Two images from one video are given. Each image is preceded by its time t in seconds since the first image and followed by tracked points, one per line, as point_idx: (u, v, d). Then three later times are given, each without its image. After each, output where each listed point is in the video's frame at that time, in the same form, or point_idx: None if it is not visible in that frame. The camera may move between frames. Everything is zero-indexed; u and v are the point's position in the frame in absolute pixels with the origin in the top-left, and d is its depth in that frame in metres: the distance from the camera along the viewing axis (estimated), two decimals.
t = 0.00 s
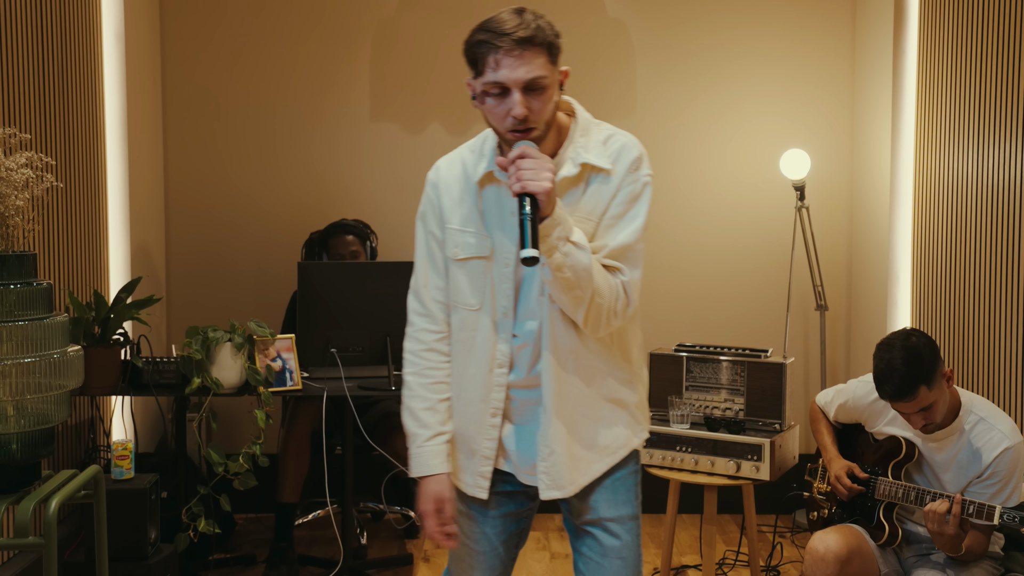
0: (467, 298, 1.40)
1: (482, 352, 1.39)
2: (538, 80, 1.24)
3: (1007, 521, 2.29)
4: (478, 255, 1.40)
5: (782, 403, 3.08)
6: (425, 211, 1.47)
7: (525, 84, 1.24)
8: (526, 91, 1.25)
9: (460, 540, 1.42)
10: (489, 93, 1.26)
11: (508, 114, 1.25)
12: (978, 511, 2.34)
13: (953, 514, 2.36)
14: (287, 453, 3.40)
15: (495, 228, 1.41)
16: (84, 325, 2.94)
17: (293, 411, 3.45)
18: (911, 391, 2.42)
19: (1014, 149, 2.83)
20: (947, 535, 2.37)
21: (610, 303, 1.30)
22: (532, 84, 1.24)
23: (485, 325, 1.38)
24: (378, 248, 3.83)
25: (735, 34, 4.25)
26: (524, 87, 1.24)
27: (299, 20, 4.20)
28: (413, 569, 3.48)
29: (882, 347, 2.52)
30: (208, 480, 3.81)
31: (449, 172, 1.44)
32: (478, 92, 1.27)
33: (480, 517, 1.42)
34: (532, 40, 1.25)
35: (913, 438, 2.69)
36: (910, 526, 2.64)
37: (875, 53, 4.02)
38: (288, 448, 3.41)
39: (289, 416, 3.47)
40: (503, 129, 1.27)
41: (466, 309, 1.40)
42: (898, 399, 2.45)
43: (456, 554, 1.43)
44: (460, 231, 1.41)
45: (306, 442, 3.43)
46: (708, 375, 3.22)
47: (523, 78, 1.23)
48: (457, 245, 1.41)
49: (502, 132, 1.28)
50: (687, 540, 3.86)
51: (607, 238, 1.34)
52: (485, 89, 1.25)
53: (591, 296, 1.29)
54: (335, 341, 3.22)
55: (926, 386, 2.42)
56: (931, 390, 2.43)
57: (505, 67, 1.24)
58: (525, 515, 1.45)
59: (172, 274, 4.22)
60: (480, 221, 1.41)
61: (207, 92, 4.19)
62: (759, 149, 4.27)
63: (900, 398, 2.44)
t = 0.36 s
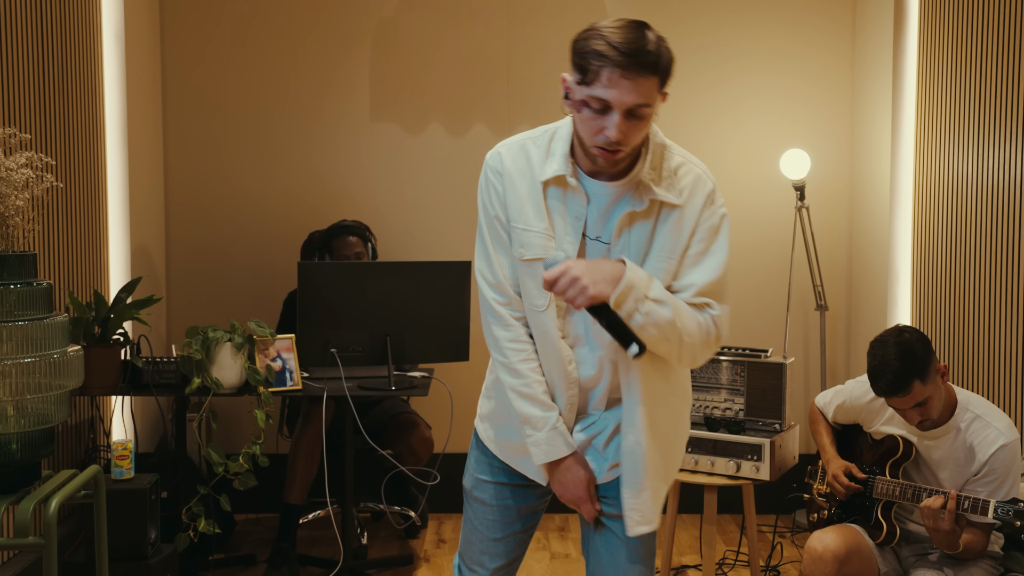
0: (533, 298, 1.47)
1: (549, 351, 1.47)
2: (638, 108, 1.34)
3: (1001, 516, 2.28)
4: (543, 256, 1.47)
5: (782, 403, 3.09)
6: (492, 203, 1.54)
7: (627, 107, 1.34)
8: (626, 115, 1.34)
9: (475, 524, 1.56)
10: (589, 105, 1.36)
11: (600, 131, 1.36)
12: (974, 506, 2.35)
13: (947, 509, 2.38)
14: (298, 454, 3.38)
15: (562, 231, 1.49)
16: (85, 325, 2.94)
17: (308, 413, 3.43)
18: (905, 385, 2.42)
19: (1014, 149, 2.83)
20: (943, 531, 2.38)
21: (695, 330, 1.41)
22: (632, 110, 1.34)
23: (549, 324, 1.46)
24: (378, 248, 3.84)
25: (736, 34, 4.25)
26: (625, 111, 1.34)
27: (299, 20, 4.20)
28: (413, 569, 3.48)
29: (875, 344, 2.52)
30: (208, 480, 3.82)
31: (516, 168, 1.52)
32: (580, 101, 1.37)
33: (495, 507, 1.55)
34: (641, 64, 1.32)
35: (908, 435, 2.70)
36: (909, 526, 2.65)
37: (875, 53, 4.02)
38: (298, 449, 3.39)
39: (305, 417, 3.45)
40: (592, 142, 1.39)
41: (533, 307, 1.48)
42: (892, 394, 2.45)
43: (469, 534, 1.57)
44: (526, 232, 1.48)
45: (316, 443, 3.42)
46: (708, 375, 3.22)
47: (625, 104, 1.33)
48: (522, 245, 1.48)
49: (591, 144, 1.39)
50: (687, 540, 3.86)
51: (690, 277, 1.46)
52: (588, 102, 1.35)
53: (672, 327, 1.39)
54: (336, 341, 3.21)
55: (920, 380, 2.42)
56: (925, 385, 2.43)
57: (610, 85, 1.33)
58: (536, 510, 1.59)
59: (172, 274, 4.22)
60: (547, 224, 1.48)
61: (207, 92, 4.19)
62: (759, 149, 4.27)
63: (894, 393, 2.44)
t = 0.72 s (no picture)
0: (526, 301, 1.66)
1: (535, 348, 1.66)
2: (712, 153, 1.51)
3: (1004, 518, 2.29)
4: (547, 264, 1.63)
5: (782, 403, 3.08)
6: (504, 198, 1.65)
7: (704, 152, 1.50)
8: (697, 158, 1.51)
9: (456, 513, 1.74)
10: (667, 139, 1.50)
11: (669, 165, 1.52)
12: (977, 509, 2.35)
13: (950, 513, 2.37)
14: (283, 454, 3.39)
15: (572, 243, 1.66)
16: (85, 325, 2.93)
17: (286, 411, 3.47)
18: (906, 390, 2.42)
19: (1014, 149, 2.83)
20: (944, 532, 2.38)
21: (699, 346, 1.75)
22: (705, 154, 1.51)
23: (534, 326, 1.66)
24: (379, 248, 3.84)
25: (735, 33, 4.25)
26: (699, 154, 1.50)
27: (299, 20, 4.20)
28: (413, 569, 3.48)
29: (875, 349, 2.52)
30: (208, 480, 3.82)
31: (534, 172, 1.64)
32: (661, 131, 1.51)
33: (474, 496, 1.74)
34: (729, 116, 1.48)
35: (911, 437, 2.70)
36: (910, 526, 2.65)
37: (875, 52, 4.02)
38: (283, 448, 3.40)
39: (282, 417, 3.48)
40: (655, 172, 1.54)
41: (522, 309, 1.66)
42: (893, 398, 2.45)
43: (450, 523, 1.74)
44: (538, 237, 1.63)
45: (301, 441, 3.43)
46: (708, 375, 3.22)
47: (704, 147, 1.49)
48: (531, 249, 1.63)
49: (652, 171, 1.55)
50: (687, 540, 3.87)
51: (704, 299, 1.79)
52: (669, 135, 1.50)
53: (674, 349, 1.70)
54: (336, 341, 3.22)
55: (921, 384, 2.43)
56: (926, 388, 2.44)
57: (694, 129, 1.48)
58: (511, 498, 1.77)
59: (172, 273, 4.22)
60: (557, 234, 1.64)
61: (207, 92, 4.19)
62: (759, 149, 4.27)
63: (894, 397, 2.45)
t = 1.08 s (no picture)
0: (488, 304, 1.54)
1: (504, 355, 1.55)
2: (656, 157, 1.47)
3: (1009, 526, 2.27)
4: (503, 264, 1.53)
5: (782, 403, 3.08)
6: (450, 208, 1.54)
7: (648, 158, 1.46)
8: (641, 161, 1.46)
9: (421, 532, 1.61)
10: (617, 145, 1.44)
11: (616, 169, 1.46)
12: (981, 516, 2.33)
13: (954, 518, 2.35)
14: (287, 453, 3.39)
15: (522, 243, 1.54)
16: (84, 325, 2.93)
17: (293, 412, 3.46)
18: (889, 409, 2.45)
19: (1013, 152, 2.83)
20: (950, 540, 2.36)
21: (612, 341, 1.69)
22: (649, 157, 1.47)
23: (502, 330, 1.54)
24: (378, 248, 3.84)
25: (735, 34, 4.25)
26: (646, 158, 1.46)
27: (299, 20, 4.20)
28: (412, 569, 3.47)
29: (890, 353, 2.50)
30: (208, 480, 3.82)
31: (472, 177, 1.55)
32: (611, 137, 1.44)
33: (437, 511, 1.61)
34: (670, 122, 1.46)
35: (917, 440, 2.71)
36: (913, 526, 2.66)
37: (875, 53, 4.02)
38: (288, 448, 3.40)
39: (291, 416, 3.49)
40: (601, 176, 1.47)
41: (484, 315, 1.54)
42: (878, 408, 2.48)
43: (416, 544, 1.62)
44: (487, 240, 1.53)
45: (306, 443, 3.43)
46: (708, 375, 3.22)
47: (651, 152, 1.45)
48: (481, 253, 1.53)
49: (597, 176, 1.47)
50: (687, 540, 3.86)
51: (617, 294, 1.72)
52: (619, 140, 1.43)
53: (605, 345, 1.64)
54: (335, 341, 3.21)
55: (908, 409, 2.43)
56: (911, 413, 2.44)
57: (644, 134, 1.43)
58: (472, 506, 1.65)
59: (172, 273, 4.22)
60: (506, 233, 1.54)
61: (207, 92, 4.19)
62: (760, 149, 4.27)
63: (879, 408, 2.47)
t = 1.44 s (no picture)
0: (402, 302, 1.61)
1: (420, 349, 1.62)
2: (514, 111, 1.55)
3: (1011, 526, 2.27)
4: (412, 262, 1.61)
5: (782, 403, 3.08)
6: (350, 222, 1.59)
7: (507, 114, 1.54)
8: (501, 120, 1.53)
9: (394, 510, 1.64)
10: (471, 111, 1.52)
11: (482, 134, 1.53)
12: (982, 516, 2.33)
13: (955, 518, 2.35)
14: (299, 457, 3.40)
15: (426, 238, 1.64)
16: (84, 325, 2.93)
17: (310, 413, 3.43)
18: (884, 424, 2.46)
19: (1014, 152, 2.83)
20: (951, 540, 2.36)
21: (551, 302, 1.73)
22: (508, 113, 1.54)
23: (419, 323, 1.62)
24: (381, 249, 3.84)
25: (735, 33, 4.25)
26: (504, 114, 1.53)
27: (299, 20, 4.20)
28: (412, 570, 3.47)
29: (883, 365, 2.49)
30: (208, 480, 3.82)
31: (369, 189, 1.60)
32: (462, 107, 1.52)
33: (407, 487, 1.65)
34: (517, 76, 1.54)
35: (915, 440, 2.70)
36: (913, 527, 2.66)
37: (875, 53, 4.02)
38: (299, 451, 3.41)
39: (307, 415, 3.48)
40: (473, 145, 1.54)
41: (401, 310, 1.61)
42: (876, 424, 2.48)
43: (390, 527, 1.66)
44: (394, 242, 1.59)
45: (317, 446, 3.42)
46: (708, 376, 3.22)
47: (506, 107, 1.53)
48: (391, 255, 1.59)
49: (469, 146, 1.55)
50: (687, 540, 3.86)
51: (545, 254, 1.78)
52: (471, 107, 1.51)
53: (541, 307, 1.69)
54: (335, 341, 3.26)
55: (904, 422, 2.43)
56: (907, 426, 2.44)
57: (493, 94, 1.51)
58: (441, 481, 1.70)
59: (172, 273, 4.22)
60: (410, 233, 1.62)
61: (207, 92, 4.19)
62: (760, 149, 4.26)
63: (876, 425, 2.48)
